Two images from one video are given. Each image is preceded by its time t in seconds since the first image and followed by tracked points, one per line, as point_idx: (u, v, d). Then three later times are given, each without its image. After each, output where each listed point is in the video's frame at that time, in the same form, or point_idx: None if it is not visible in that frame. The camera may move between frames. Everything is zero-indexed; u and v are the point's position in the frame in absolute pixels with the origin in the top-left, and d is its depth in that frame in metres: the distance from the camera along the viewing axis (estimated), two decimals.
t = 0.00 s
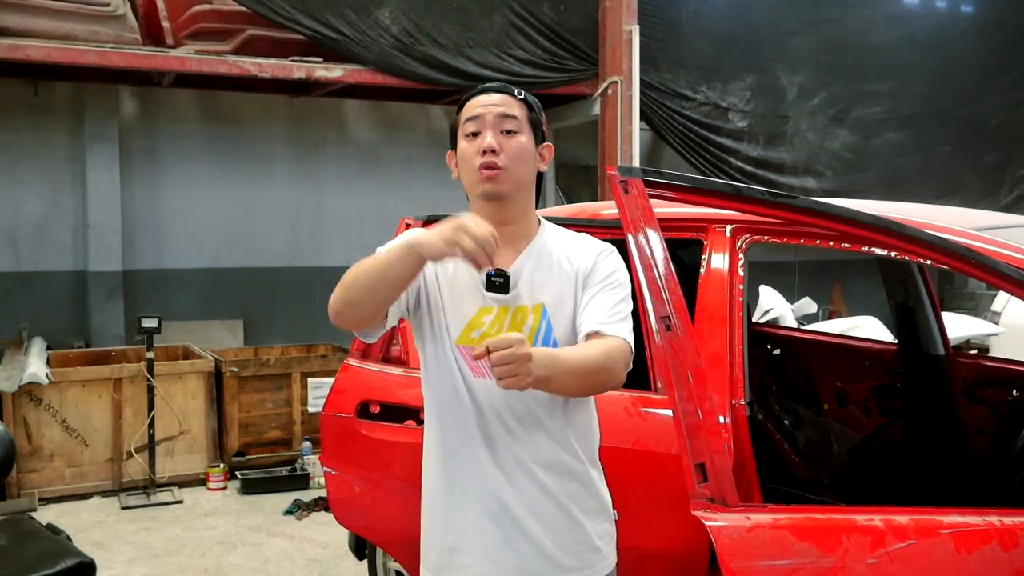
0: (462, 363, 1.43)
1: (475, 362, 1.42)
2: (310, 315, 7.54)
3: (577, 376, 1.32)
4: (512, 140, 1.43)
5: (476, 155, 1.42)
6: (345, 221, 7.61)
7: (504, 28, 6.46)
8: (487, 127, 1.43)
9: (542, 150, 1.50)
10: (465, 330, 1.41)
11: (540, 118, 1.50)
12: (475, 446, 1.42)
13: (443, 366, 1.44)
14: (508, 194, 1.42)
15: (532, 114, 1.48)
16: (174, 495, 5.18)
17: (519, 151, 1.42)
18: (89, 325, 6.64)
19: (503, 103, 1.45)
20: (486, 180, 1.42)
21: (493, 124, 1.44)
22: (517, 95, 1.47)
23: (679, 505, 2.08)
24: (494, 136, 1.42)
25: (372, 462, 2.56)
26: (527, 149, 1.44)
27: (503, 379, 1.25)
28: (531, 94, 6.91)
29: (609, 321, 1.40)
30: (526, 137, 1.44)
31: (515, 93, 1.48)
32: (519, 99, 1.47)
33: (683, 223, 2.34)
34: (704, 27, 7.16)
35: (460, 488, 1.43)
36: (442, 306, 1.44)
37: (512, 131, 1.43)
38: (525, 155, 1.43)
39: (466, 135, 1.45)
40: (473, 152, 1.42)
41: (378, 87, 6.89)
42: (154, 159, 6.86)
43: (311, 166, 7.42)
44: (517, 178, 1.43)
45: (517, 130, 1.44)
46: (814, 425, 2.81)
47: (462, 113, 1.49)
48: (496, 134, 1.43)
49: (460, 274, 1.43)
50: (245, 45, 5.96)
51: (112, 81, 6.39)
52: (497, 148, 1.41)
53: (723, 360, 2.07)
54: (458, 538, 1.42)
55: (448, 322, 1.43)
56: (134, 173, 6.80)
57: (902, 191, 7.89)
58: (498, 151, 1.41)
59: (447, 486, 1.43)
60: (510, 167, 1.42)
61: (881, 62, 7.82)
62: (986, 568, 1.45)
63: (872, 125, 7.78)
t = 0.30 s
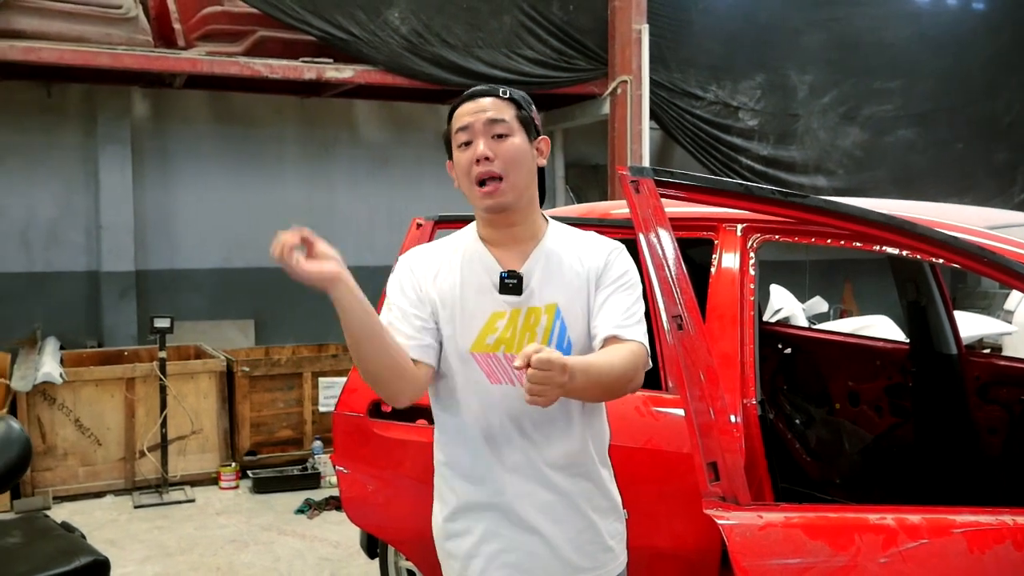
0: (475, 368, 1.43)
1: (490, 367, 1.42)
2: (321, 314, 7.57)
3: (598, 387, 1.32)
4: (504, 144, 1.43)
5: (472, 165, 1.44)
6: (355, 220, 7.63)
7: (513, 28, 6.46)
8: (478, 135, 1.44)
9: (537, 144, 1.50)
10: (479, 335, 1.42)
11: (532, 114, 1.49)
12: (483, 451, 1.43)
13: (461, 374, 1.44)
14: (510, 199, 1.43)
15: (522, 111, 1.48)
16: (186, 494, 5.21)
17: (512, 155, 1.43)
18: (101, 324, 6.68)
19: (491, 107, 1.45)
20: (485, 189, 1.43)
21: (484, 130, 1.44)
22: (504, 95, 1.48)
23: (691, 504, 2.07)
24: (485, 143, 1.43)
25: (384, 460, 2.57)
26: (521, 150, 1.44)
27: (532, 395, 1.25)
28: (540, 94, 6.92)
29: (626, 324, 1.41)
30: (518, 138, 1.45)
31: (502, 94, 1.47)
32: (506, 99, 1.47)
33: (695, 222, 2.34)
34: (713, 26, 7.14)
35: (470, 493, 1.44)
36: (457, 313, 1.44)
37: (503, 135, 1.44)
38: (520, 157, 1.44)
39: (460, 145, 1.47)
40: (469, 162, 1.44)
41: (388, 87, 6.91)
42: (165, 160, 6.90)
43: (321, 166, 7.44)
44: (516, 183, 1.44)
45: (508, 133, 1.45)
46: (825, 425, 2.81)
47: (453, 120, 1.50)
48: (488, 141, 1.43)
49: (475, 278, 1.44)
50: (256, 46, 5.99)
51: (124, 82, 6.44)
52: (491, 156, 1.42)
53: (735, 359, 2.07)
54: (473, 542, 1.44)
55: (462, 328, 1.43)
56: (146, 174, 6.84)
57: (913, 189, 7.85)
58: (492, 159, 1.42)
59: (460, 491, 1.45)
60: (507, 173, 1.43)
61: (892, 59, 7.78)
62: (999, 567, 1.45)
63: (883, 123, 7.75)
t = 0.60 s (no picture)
0: (491, 376, 1.44)
1: (505, 375, 1.43)
2: (341, 316, 7.62)
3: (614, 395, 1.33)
4: (518, 162, 1.44)
5: (485, 182, 1.44)
6: (375, 221, 7.67)
7: (532, 29, 6.47)
8: (492, 150, 1.44)
9: (547, 154, 1.51)
10: (492, 343, 1.44)
11: (543, 124, 1.48)
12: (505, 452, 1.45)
13: (480, 382, 1.46)
14: (523, 216, 1.45)
15: (534, 123, 1.47)
16: (208, 494, 5.27)
17: (526, 173, 1.44)
18: (125, 325, 6.77)
19: (505, 122, 1.44)
20: (497, 206, 1.45)
21: (498, 147, 1.44)
22: (517, 106, 1.46)
23: (712, 504, 2.08)
24: (500, 160, 1.43)
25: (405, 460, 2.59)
26: (534, 166, 1.46)
27: (545, 397, 1.26)
28: (559, 95, 6.92)
29: (641, 327, 1.41)
30: (531, 155, 1.46)
31: (514, 105, 1.46)
32: (520, 111, 1.45)
33: (716, 222, 2.34)
34: (733, 26, 7.12)
35: (493, 494, 1.46)
36: (471, 323, 1.45)
37: (518, 153, 1.44)
38: (532, 175, 1.45)
39: (472, 158, 1.46)
40: (481, 179, 1.45)
41: (407, 88, 6.95)
42: (187, 162, 6.98)
43: (341, 167, 7.49)
44: (528, 201, 1.46)
45: (522, 149, 1.45)
46: (847, 425, 2.79)
47: (462, 130, 1.48)
48: (503, 159, 1.43)
49: (487, 287, 1.45)
50: (276, 49, 6.04)
51: (147, 85, 6.52)
52: (506, 175, 1.43)
53: (755, 360, 2.07)
54: (495, 542, 1.45)
55: (476, 337, 1.45)
56: (168, 175, 6.92)
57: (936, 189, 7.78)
58: (506, 178, 1.43)
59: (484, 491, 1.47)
60: (520, 193, 1.45)
61: (914, 58, 7.72)
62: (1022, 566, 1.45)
63: (904, 122, 7.69)
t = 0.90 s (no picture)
0: (510, 369, 1.46)
1: (524, 368, 1.45)
2: (359, 318, 7.66)
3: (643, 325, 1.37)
4: (548, 156, 1.46)
5: (514, 174, 1.45)
6: (393, 223, 7.71)
7: (550, 32, 6.49)
8: (523, 144, 1.46)
9: (573, 154, 1.53)
10: (514, 337, 1.46)
11: (570, 124, 1.52)
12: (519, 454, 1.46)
13: (497, 375, 1.47)
14: (548, 211, 1.47)
15: (563, 121, 1.50)
16: (227, 494, 5.32)
17: (555, 167, 1.46)
18: (145, 327, 6.85)
19: (536, 117, 1.47)
20: (527, 199, 1.46)
21: (529, 141, 1.46)
22: (547, 104, 1.50)
23: (727, 506, 2.09)
24: (530, 154, 1.45)
25: (423, 461, 2.61)
26: (562, 162, 1.47)
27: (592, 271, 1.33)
28: (576, 97, 6.94)
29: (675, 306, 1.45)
30: (560, 151, 1.48)
31: (545, 102, 1.50)
32: (550, 108, 1.49)
33: (732, 225, 2.34)
34: (750, 27, 7.10)
35: (506, 494, 1.47)
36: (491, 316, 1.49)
37: (547, 147, 1.46)
38: (561, 170, 1.47)
39: (501, 151, 1.48)
40: (511, 171, 1.46)
41: (424, 91, 6.99)
42: (207, 165, 7.05)
43: (360, 170, 7.54)
44: (556, 195, 1.47)
45: (552, 144, 1.47)
46: (864, 427, 2.78)
47: (493, 126, 1.51)
48: (533, 152, 1.45)
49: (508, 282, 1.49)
50: (296, 52, 6.09)
51: (168, 89, 6.59)
52: (536, 167, 1.44)
53: (771, 362, 2.07)
54: (507, 542, 1.46)
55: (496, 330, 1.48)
56: (188, 179, 7.00)
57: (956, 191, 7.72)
58: (536, 171, 1.44)
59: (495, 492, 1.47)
60: (549, 186, 1.46)
61: (933, 59, 7.67)
62: None
63: (924, 124, 7.64)
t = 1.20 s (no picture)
0: (514, 364, 1.47)
1: (528, 364, 1.46)
2: (365, 318, 7.69)
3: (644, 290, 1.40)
4: (557, 153, 1.47)
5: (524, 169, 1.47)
6: (399, 223, 7.74)
7: (555, 32, 6.50)
8: (533, 141, 1.48)
9: (581, 155, 1.55)
10: (518, 332, 1.46)
11: (578, 125, 1.54)
12: (522, 449, 1.47)
13: (500, 370, 1.48)
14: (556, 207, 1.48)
15: (571, 122, 1.53)
16: (234, 493, 5.35)
17: (564, 164, 1.47)
18: (152, 327, 6.89)
19: (545, 114, 1.49)
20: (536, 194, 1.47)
21: (539, 137, 1.48)
22: (556, 104, 1.52)
23: (730, 504, 2.10)
24: (540, 150, 1.47)
25: (428, 460, 2.63)
26: (570, 160, 1.49)
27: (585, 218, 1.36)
28: (581, 98, 6.95)
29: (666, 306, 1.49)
30: (569, 149, 1.49)
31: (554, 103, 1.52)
32: (558, 108, 1.51)
33: (736, 225, 2.35)
34: (756, 26, 7.09)
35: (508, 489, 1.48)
36: (493, 311, 1.49)
37: (556, 145, 1.48)
38: (570, 168, 1.48)
39: (511, 149, 1.49)
40: (521, 167, 1.47)
41: (430, 92, 7.01)
42: (213, 166, 7.08)
43: (366, 170, 7.57)
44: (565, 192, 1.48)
45: (561, 142, 1.49)
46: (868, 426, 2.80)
47: (502, 124, 1.53)
48: (542, 149, 1.47)
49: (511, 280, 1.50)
50: (302, 53, 6.12)
51: (175, 91, 6.63)
52: (545, 163, 1.46)
53: (774, 361, 2.08)
54: (512, 539, 1.47)
55: (499, 324, 1.48)
56: (194, 179, 7.03)
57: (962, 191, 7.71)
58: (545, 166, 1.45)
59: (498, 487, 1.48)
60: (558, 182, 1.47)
61: (939, 59, 7.65)
62: None
63: (929, 124, 7.64)
